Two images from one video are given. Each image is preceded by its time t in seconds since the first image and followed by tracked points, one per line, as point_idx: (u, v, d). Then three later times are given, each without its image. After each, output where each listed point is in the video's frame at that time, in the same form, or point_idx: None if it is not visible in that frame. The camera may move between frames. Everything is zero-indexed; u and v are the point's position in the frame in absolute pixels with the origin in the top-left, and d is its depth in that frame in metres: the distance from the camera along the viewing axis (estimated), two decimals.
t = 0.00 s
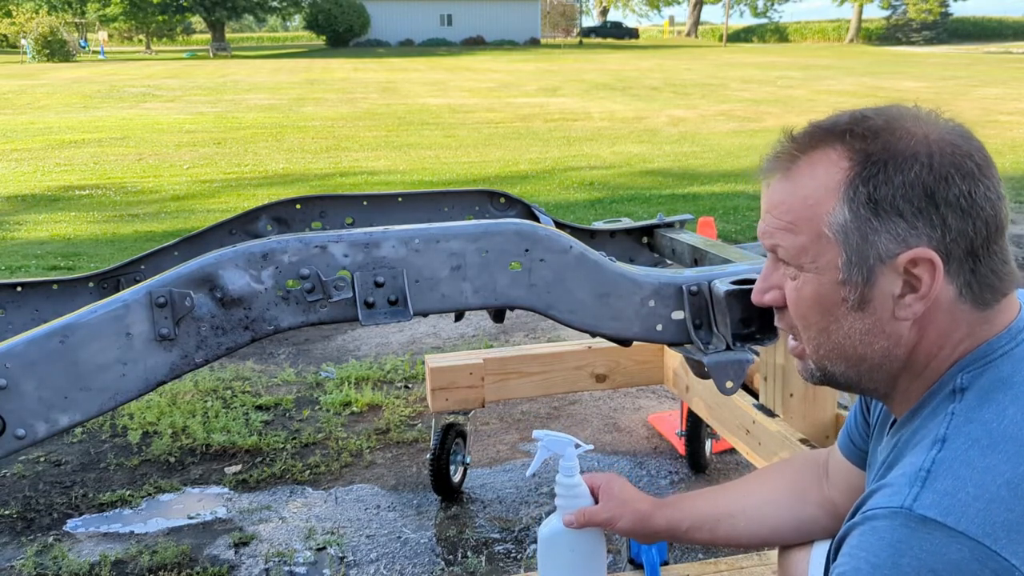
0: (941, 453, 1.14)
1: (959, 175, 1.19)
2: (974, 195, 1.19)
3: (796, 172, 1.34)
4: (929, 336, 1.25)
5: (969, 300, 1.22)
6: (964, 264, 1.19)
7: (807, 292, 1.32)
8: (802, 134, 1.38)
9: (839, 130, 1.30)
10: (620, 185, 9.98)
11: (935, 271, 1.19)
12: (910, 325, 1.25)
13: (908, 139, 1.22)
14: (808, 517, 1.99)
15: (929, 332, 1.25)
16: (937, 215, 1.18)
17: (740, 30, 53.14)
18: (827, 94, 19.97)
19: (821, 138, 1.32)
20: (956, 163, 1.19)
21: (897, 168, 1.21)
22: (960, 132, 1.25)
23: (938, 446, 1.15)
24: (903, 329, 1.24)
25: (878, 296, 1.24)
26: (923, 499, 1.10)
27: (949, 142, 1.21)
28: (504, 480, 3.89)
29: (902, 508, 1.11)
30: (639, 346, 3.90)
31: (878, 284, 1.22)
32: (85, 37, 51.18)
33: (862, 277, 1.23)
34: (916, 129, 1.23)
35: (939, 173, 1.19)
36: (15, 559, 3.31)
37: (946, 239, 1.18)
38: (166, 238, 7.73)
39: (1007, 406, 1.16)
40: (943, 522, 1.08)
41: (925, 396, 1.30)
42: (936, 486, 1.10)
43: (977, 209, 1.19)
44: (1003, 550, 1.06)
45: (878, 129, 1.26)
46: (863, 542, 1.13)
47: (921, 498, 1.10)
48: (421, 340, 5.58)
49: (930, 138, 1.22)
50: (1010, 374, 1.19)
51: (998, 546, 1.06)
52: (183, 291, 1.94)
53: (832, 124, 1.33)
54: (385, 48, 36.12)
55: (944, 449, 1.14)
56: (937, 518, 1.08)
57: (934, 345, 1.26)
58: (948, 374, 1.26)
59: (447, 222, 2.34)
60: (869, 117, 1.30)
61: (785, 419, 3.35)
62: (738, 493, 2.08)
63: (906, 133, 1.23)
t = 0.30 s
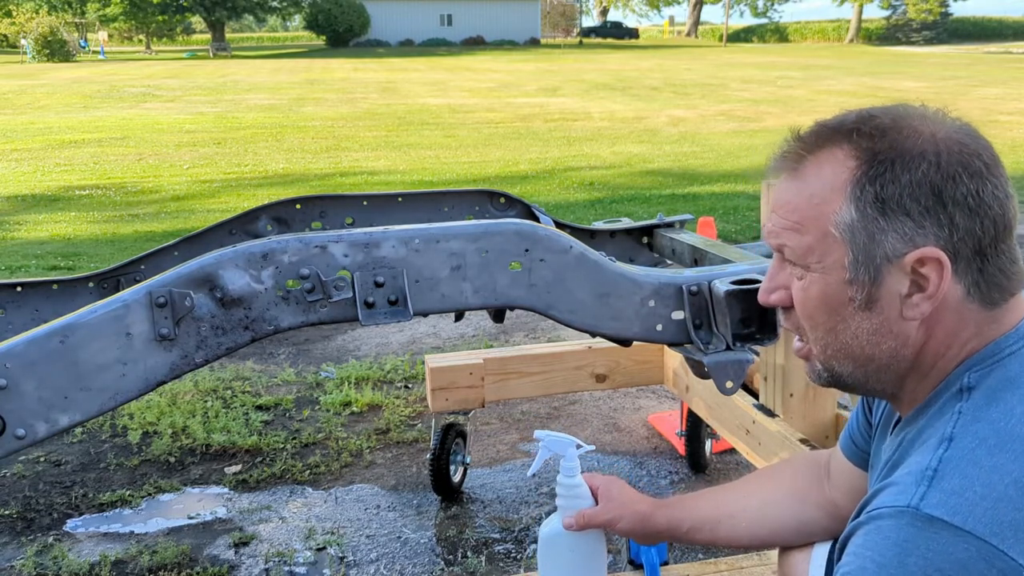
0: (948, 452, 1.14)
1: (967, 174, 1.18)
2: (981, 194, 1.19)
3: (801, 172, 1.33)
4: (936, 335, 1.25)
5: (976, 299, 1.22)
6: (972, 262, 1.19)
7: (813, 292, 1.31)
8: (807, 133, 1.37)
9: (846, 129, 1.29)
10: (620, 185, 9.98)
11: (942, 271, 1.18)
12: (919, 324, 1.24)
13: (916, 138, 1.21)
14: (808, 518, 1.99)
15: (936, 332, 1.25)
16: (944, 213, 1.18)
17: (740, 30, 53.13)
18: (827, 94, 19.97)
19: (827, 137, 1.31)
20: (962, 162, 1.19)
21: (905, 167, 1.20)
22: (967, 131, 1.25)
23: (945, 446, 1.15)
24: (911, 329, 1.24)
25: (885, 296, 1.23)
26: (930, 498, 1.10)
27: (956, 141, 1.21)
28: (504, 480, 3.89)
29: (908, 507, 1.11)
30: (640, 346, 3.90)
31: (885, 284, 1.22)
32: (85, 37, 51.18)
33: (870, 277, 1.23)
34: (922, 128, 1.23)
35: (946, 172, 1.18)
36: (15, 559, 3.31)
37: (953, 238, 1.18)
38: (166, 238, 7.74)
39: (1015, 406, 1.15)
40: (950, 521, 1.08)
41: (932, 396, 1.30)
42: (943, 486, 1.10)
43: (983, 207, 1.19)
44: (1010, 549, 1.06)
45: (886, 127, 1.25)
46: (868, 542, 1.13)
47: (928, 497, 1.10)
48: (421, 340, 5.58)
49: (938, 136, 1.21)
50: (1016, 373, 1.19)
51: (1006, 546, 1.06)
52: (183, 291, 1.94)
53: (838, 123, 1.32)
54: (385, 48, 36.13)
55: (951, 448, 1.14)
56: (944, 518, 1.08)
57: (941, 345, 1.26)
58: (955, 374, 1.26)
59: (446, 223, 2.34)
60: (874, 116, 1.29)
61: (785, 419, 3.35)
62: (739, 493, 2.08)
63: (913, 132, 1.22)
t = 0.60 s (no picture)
0: (951, 457, 1.13)
1: (974, 178, 1.18)
2: (987, 197, 1.19)
3: (806, 176, 1.32)
4: (944, 340, 1.25)
5: (984, 303, 1.23)
6: (981, 266, 1.19)
7: (820, 298, 1.31)
8: (809, 136, 1.36)
9: (850, 133, 1.29)
10: (620, 185, 9.98)
11: (951, 277, 1.18)
12: (928, 329, 1.24)
13: (923, 142, 1.21)
14: (810, 518, 1.99)
15: (945, 336, 1.25)
16: (954, 218, 1.17)
17: (740, 30, 53.13)
18: (826, 94, 19.97)
19: (831, 141, 1.30)
20: (970, 165, 1.19)
21: (913, 172, 1.19)
22: (971, 132, 1.24)
23: (947, 451, 1.15)
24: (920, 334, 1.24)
25: (895, 302, 1.23)
26: (932, 505, 1.10)
27: (961, 143, 1.21)
28: (504, 480, 3.89)
29: (911, 513, 1.11)
30: (640, 346, 3.90)
31: (894, 290, 1.22)
32: (85, 38, 51.18)
33: (879, 284, 1.22)
34: (928, 130, 1.22)
35: (955, 176, 1.18)
36: (15, 559, 3.31)
37: (963, 243, 1.18)
38: (166, 238, 7.74)
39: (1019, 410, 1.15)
40: (953, 528, 1.08)
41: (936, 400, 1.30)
42: (946, 492, 1.10)
43: (990, 211, 1.19)
44: (1014, 556, 1.06)
45: (891, 130, 1.24)
46: (871, 548, 1.13)
47: (930, 504, 1.10)
48: (421, 340, 5.58)
49: (944, 138, 1.21)
50: None
51: (1009, 554, 1.06)
52: (183, 291, 1.94)
53: (842, 125, 1.31)
54: (385, 48, 36.15)
55: (953, 454, 1.14)
56: (947, 525, 1.08)
57: (949, 349, 1.26)
58: (959, 377, 1.26)
59: (446, 223, 2.34)
60: (879, 118, 1.29)
61: (785, 419, 3.35)
62: (741, 492, 2.08)
63: (920, 135, 1.22)
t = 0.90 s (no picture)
0: (950, 461, 1.13)
1: (979, 180, 1.19)
2: (993, 198, 1.19)
3: (808, 178, 1.32)
4: (947, 343, 1.25)
5: (988, 305, 1.23)
6: (985, 269, 1.19)
7: (824, 302, 1.30)
8: (812, 137, 1.36)
9: (855, 134, 1.28)
10: (620, 185, 9.98)
11: (958, 280, 1.18)
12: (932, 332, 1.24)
13: (929, 145, 1.21)
14: (813, 517, 1.99)
15: (948, 339, 1.25)
16: (960, 221, 1.17)
17: (741, 30, 53.11)
18: (827, 94, 19.96)
19: (836, 143, 1.30)
20: (976, 168, 1.19)
21: (919, 175, 1.19)
22: (974, 134, 1.25)
23: (946, 455, 1.15)
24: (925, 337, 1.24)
25: (900, 306, 1.22)
26: (932, 507, 1.10)
27: (966, 146, 1.21)
28: (504, 480, 3.89)
29: (909, 516, 1.11)
30: (640, 346, 3.90)
31: (900, 293, 1.21)
32: (86, 37, 51.18)
33: (885, 287, 1.22)
34: (935, 132, 1.22)
35: (961, 179, 1.18)
36: (15, 558, 3.31)
37: (970, 246, 1.18)
38: (166, 238, 7.74)
39: (1019, 412, 1.15)
40: (953, 532, 1.07)
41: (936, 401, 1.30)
42: (946, 495, 1.10)
43: (995, 212, 1.19)
44: (1014, 559, 1.06)
45: (898, 132, 1.24)
46: (870, 551, 1.13)
47: (929, 506, 1.10)
48: (421, 340, 5.58)
49: (950, 141, 1.21)
50: None
51: (1008, 557, 1.06)
52: (183, 291, 1.94)
53: (847, 125, 1.31)
54: (385, 48, 36.15)
55: (952, 457, 1.14)
56: (946, 528, 1.08)
57: (952, 352, 1.26)
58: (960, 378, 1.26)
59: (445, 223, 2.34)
60: (884, 119, 1.28)
61: (785, 419, 3.35)
62: (742, 492, 2.08)
63: (925, 138, 1.22)
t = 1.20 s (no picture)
0: (951, 464, 1.13)
1: (985, 179, 1.19)
2: (998, 198, 1.19)
3: (815, 173, 1.31)
4: (948, 342, 1.25)
5: (990, 305, 1.23)
6: (989, 268, 1.19)
7: (826, 298, 1.30)
8: (819, 132, 1.35)
9: (862, 130, 1.28)
10: (621, 185, 9.98)
11: (961, 278, 1.18)
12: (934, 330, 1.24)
13: (935, 142, 1.21)
14: (814, 518, 1.99)
15: (949, 339, 1.25)
16: (964, 219, 1.17)
17: (741, 30, 53.09)
18: (827, 94, 19.95)
19: (843, 138, 1.29)
20: (981, 167, 1.19)
21: (925, 173, 1.19)
22: (983, 133, 1.24)
23: (947, 457, 1.15)
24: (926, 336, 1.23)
25: (902, 304, 1.22)
26: (933, 510, 1.10)
27: (972, 145, 1.21)
28: (504, 480, 3.89)
29: (910, 519, 1.11)
30: (640, 346, 3.90)
31: (904, 291, 1.21)
32: (86, 37, 51.20)
33: (888, 284, 1.22)
34: (943, 130, 1.22)
35: (966, 177, 1.18)
36: (15, 559, 3.31)
37: (972, 245, 1.18)
38: (166, 238, 7.74)
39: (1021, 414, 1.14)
40: (953, 535, 1.07)
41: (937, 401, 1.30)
42: (948, 498, 1.10)
43: (1000, 212, 1.19)
44: (1014, 563, 1.06)
45: (904, 128, 1.24)
46: (870, 553, 1.12)
47: (930, 509, 1.10)
48: (421, 340, 5.58)
49: (956, 139, 1.21)
50: None
51: (1008, 560, 1.05)
52: (183, 291, 1.94)
53: (854, 121, 1.31)
54: (385, 48, 36.16)
55: (953, 460, 1.14)
56: (947, 531, 1.07)
57: (953, 351, 1.26)
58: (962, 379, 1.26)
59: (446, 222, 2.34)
60: (892, 116, 1.28)
61: (785, 419, 3.35)
62: (743, 492, 2.08)
63: (932, 135, 1.22)
